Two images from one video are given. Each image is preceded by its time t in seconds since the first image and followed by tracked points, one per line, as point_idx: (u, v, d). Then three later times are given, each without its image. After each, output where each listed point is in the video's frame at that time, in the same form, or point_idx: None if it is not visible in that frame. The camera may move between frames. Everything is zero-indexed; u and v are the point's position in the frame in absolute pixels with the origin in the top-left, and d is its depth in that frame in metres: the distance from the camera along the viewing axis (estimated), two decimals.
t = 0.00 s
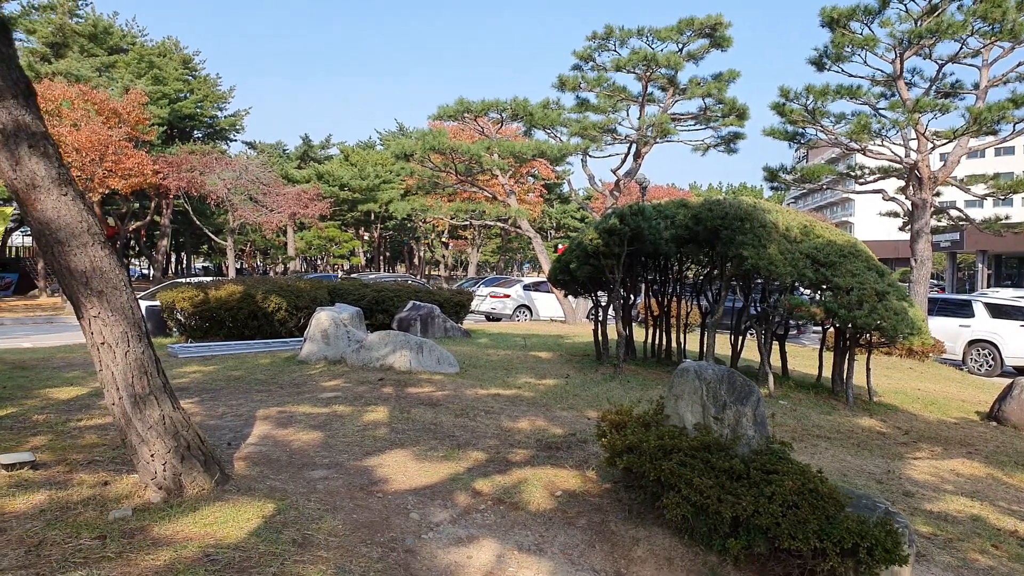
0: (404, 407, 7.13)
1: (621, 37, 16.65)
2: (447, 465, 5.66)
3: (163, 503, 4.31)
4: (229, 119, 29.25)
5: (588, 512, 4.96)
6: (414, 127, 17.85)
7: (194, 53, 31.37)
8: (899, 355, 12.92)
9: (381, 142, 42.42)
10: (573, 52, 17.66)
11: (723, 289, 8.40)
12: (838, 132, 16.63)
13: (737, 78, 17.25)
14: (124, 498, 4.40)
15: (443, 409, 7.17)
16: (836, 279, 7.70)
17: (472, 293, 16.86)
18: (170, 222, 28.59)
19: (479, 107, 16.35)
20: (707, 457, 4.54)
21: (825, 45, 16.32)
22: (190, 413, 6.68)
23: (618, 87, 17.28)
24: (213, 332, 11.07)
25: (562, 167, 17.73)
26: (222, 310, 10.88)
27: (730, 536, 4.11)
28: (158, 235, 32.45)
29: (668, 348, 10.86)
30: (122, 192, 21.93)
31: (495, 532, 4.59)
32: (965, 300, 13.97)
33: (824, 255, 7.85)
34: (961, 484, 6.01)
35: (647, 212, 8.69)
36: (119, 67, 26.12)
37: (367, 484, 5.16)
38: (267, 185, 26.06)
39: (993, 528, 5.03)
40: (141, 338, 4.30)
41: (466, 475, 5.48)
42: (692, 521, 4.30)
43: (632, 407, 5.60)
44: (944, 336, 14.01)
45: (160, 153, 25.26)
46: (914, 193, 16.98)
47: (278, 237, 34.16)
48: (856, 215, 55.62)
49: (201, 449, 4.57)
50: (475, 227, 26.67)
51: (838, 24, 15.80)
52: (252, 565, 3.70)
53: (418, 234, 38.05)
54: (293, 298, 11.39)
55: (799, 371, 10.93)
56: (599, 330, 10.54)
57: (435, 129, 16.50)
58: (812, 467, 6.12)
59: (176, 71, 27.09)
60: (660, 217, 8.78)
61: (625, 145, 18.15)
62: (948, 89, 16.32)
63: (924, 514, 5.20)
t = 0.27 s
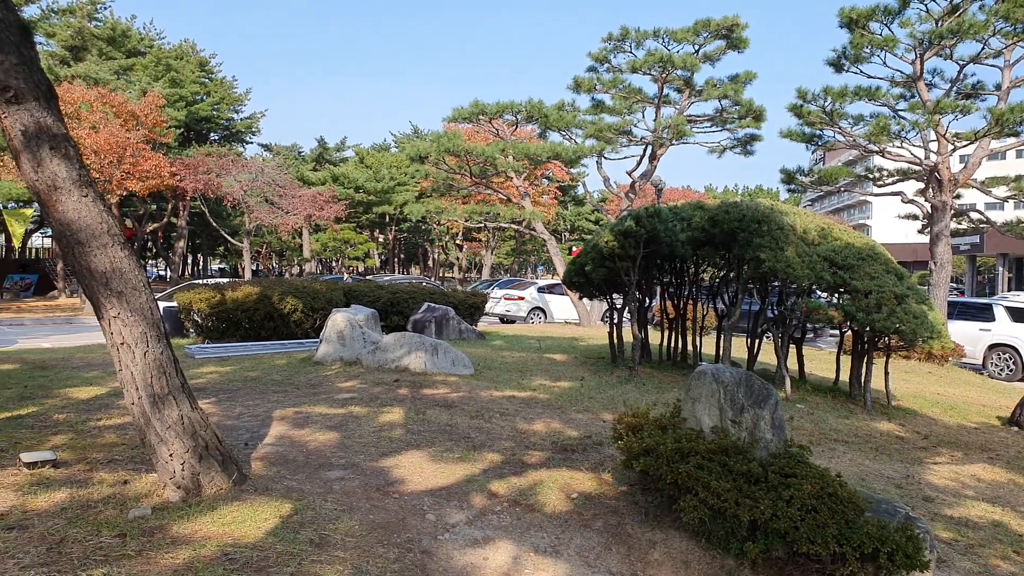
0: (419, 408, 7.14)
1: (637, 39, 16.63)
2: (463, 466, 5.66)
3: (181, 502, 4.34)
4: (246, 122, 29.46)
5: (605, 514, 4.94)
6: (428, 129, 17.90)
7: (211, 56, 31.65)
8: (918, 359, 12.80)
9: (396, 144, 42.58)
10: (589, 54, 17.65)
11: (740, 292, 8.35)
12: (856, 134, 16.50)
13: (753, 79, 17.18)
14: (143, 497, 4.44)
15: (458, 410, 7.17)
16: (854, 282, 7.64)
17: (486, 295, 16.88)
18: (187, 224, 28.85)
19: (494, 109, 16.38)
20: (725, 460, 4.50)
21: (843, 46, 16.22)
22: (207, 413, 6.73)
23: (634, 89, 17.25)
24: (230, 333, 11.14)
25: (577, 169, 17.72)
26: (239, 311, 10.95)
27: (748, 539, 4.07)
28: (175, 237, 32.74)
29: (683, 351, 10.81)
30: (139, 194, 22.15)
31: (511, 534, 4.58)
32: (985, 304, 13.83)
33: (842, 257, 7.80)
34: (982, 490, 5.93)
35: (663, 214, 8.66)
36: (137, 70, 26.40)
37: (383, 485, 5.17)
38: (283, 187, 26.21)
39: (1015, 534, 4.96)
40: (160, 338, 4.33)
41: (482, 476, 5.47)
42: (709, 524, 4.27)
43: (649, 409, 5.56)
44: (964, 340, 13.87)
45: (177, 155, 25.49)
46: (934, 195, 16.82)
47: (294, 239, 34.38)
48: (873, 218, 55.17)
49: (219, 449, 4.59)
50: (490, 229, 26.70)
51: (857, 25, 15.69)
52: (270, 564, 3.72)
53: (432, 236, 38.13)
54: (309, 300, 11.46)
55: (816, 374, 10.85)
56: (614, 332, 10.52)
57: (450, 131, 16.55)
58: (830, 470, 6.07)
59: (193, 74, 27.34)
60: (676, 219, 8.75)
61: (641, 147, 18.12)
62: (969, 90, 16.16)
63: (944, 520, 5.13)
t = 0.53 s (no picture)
0: (436, 407, 7.15)
1: (654, 36, 16.55)
2: (480, 465, 5.66)
3: (200, 499, 4.38)
4: (263, 121, 29.65)
5: (622, 513, 4.92)
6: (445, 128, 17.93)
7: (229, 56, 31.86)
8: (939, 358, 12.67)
9: (411, 143, 42.69)
10: (605, 52, 17.60)
11: (758, 291, 8.29)
12: (876, 131, 16.34)
13: (772, 77, 17.04)
14: (163, 494, 4.48)
15: (474, 409, 7.18)
16: (874, 281, 7.57)
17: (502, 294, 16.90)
18: (205, 223, 29.11)
19: (510, 107, 16.39)
20: (743, 459, 4.47)
21: (863, 42, 16.05)
22: (226, 410, 6.79)
23: (650, 86, 17.17)
24: (248, 331, 11.23)
25: (593, 167, 17.67)
26: (256, 310, 11.03)
27: (767, 539, 4.04)
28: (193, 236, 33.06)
29: (701, 350, 10.76)
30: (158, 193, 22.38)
31: (528, 532, 4.57)
32: (1007, 303, 13.66)
33: (862, 256, 7.73)
34: (1005, 491, 5.84)
35: (680, 212, 8.63)
36: (156, 71, 26.66)
37: (401, 483, 5.18)
38: (300, 186, 26.37)
39: None
40: (180, 337, 4.36)
41: (499, 475, 5.48)
42: (728, 523, 4.24)
43: (666, 408, 5.53)
44: (985, 339, 13.70)
45: (195, 155, 25.71)
46: (955, 193, 16.61)
47: (311, 238, 34.59)
48: (892, 216, 54.60)
49: (238, 446, 4.63)
50: (506, 228, 26.72)
51: (877, 21, 15.53)
52: (289, 561, 3.74)
53: (448, 235, 38.21)
54: (326, 298, 11.53)
55: (835, 374, 10.77)
56: (631, 331, 10.48)
57: (466, 130, 16.58)
58: (850, 470, 6.02)
59: (211, 74, 27.57)
60: (693, 217, 8.71)
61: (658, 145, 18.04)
62: (992, 86, 15.94)
63: (967, 521, 5.07)
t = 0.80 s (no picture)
0: (444, 404, 7.18)
1: (663, 35, 16.51)
2: (487, 463, 5.67)
3: (209, 495, 4.41)
4: (272, 119, 29.74)
5: (629, 512, 4.93)
6: (454, 126, 17.95)
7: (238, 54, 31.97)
8: (948, 359, 12.62)
9: (420, 141, 42.76)
10: (615, 50, 17.58)
11: (767, 290, 8.27)
12: (886, 130, 16.26)
13: (782, 75, 16.98)
14: (172, 490, 4.51)
15: (482, 407, 7.20)
16: (884, 280, 7.54)
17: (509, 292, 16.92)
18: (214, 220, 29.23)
19: (519, 105, 16.40)
20: (751, 459, 4.46)
21: (874, 41, 15.96)
22: (235, 407, 6.83)
23: (660, 85, 17.14)
24: (256, 328, 11.27)
25: (601, 166, 17.65)
26: (265, 307, 11.08)
27: (774, 539, 4.03)
28: (202, 233, 33.22)
29: (709, 349, 10.75)
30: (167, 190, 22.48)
31: (535, 530, 4.59)
32: (1018, 304, 13.58)
33: (871, 255, 7.70)
34: (1014, 492, 5.81)
35: (689, 211, 8.62)
36: (166, 68, 26.77)
37: (409, 480, 5.21)
38: (309, 184, 26.46)
39: None
40: (189, 333, 4.38)
41: (506, 473, 5.49)
42: (735, 523, 4.24)
43: (674, 407, 5.53)
44: (995, 340, 13.63)
45: (205, 152, 25.82)
46: (966, 193, 16.52)
47: (319, 235, 34.71)
48: (903, 215, 54.34)
49: (246, 443, 4.65)
50: (514, 227, 26.74)
51: (888, 19, 15.45)
52: (296, 558, 3.76)
53: (456, 233, 38.27)
54: (335, 296, 11.58)
55: (844, 374, 10.74)
56: (639, 330, 10.48)
57: (475, 128, 16.59)
58: (858, 471, 6.00)
59: (221, 72, 27.68)
60: (702, 216, 8.68)
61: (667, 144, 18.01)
62: (1003, 85, 15.84)
63: (976, 521, 5.05)
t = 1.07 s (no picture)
0: (444, 404, 7.19)
1: (665, 35, 16.51)
2: (487, 462, 5.68)
3: (209, 493, 4.41)
4: (274, 117, 29.73)
5: (629, 512, 4.94)
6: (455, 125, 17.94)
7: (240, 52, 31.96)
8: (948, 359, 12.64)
9: (421, 140, 42.76)
10: (616, 50, 17.58)
11: (768, 290, 8.28)
12: (887, 132, 16.26)
13: (783, 76, 16.98)
14: (172, 488, 4.52)
15: (482, 406, 7.21)
16: (884, 281, 7.55)
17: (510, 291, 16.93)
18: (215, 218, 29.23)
19: (520, 105, 16.42)
20: (751, 459, 4.47)
21: (875, 42, 15.97)
22: (235, 405, 6.83)
23: (661, 85, 17.14)
24: (257, 327, 11.28)
25: (603, 165, 17.66)
26: (266, 306, 11.09)
27: (774, 539, 4.04)
28: (203, 230, 33.24)
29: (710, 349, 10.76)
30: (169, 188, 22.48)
31: (535, 530, 4.59)
32: (1018, 305, 13.59)
33: (872, 256, 7.72)
34: (1014, 493, 5.82)
35: (690, 211, 8.63)
36: (168, 66, 26.75)
37: (409, 479, 5.21)
38: (310, 182, 26.46)
39: None
40: (189, 331, 4.38)
41: (506, 472, 5.49)
42: (735, 523, 4.24)
43: (675, 407, 5.53)
44: (995, 341, 13.65)
45: (206, 150, 25.81)
46: (966, 194, 16.52)
47: (321, 234, 34.73)
48: (903, 216, 54.39)
49: (246, 441, 4.66)
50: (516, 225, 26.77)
51: (889, 21, 15.45)
52: (296, 556, 3.77)
53: (457, 232, 38.29)
54: (336, 295, 11.59)
55: (844, 374, 10.75)
56: (640, 330, 10.49)
57: (476, 127, 16.60)
58: (858, 471, 6.02)
59: (222, 70, 27.67)
60: (703, 216, 8.67)
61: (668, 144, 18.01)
62: (1004, 87, 15.84)
63: (975, 522, 5.06)
